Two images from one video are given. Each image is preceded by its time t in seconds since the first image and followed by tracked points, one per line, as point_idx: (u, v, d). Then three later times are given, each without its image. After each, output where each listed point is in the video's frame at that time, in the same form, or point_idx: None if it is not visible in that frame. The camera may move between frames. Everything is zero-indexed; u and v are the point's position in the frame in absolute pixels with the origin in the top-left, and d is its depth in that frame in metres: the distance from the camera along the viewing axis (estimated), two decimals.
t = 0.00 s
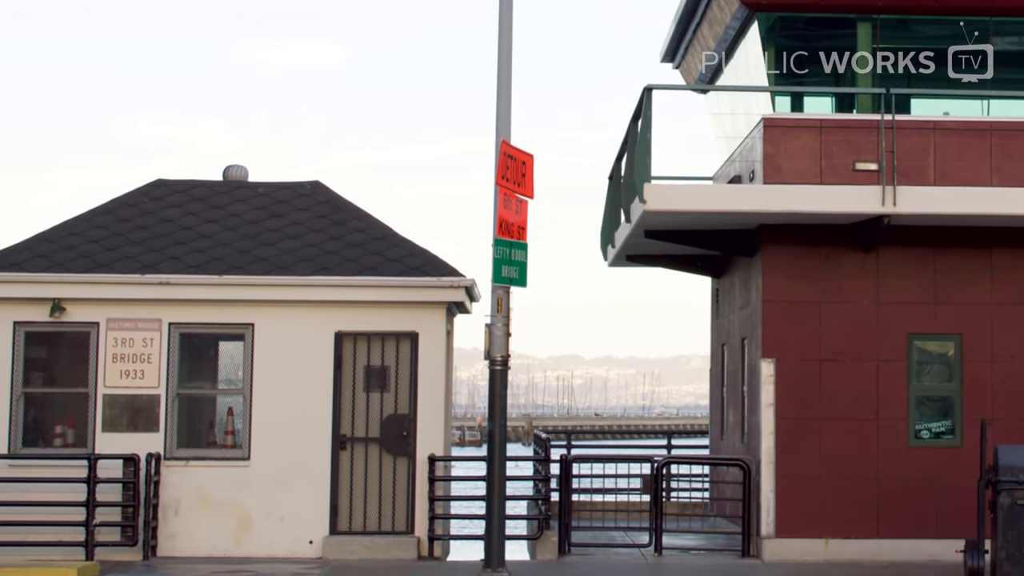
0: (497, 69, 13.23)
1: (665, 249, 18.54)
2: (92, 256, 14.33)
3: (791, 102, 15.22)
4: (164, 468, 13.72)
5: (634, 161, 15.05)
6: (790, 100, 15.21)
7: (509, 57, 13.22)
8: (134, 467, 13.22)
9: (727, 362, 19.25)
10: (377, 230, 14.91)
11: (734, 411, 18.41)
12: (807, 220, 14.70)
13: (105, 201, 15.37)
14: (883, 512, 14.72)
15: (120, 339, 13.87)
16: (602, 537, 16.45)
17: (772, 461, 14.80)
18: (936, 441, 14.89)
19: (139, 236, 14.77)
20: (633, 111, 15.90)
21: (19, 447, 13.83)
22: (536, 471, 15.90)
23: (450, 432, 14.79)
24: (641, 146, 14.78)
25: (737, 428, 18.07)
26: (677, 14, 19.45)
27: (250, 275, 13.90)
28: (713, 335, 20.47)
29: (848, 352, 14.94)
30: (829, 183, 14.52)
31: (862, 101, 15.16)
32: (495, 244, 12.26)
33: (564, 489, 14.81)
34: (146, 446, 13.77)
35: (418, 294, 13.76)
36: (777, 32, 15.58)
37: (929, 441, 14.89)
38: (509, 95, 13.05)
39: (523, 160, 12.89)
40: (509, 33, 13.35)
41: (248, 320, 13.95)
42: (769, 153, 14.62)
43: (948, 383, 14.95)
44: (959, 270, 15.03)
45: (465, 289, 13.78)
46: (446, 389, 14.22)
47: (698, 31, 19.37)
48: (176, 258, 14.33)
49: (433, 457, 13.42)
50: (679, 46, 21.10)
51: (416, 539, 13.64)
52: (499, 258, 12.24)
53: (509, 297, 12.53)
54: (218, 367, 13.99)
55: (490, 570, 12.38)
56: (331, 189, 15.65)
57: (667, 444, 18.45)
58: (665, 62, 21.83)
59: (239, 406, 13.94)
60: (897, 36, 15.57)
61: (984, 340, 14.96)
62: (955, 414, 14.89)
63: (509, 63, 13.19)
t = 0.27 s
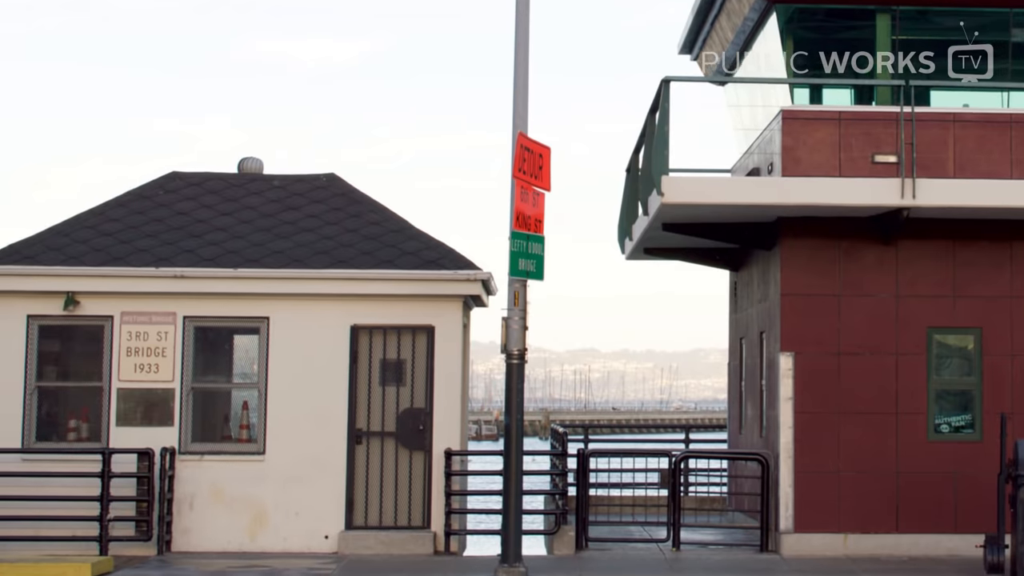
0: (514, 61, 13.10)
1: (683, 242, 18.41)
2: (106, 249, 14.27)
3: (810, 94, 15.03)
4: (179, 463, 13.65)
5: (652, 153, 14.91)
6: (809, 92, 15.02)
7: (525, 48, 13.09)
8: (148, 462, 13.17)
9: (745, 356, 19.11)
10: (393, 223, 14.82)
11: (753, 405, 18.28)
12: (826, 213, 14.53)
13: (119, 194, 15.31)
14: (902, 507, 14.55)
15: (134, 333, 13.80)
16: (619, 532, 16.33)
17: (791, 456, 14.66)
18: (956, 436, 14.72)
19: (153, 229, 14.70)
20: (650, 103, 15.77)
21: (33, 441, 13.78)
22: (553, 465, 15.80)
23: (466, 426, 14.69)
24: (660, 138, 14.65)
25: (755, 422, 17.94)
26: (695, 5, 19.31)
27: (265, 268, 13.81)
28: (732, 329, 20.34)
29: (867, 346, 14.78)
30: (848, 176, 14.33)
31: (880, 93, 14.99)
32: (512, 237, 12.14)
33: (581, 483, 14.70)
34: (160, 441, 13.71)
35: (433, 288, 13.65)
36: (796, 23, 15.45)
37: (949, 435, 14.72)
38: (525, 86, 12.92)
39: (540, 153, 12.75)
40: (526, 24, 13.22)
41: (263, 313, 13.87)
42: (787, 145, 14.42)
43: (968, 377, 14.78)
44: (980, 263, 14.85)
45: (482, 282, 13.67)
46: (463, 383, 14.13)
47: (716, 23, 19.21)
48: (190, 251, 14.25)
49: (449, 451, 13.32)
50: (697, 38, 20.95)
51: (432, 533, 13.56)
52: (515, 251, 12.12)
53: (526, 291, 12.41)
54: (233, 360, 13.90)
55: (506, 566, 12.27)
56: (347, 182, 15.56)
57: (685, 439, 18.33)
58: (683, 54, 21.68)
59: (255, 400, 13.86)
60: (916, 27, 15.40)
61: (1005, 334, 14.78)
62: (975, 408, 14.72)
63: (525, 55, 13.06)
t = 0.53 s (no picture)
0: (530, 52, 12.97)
1: (701, 235, 18.27)
2: (120, 242, 14.20)
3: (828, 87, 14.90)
4: (193, 457, 13.58)
5: (670, 145, 14.78)
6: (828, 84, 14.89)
7: (541, 39, 12.96)
8: (163, 457, 13.11)
9: (763, 349, 18.96)
10: (409, 216, 14.72)
11: (771, 399, 18.14)
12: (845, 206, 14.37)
13: (134, 186, 15.24)
14: (922, 502, 14.40)
15: (149, 327, 13.75)
16: (637, 527, 16.21)
17: (809, 450, 14.52)
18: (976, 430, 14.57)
19: (167, 222, 14.63)
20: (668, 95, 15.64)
21: (47, 435, 13.72)
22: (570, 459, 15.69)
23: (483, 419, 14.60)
24: (678, 130, 14.51)
25: (774, 416, 17.80)
26: None
27: (280, 261, 13.73)
28: (750, 322, 20.20)
29: (886, 339, 14.62)
30: (867, 168, 14.16)
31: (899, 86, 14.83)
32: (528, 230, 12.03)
33: (599, 477, 14.59)
34: (175, 435, 13.65)
35: (448, 281, 13.55)
36: (814, 14, 15.39)
37: (968, 429, 14.56)
38: (541, 77, 12.80)
39: (557, 145, 12.62)
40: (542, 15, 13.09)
41: (279, 307, 13.79)
42: (806, 138, 14.25)
43: (987, 371, 14.62)
44: (1000, 256, 14.68)
45: (498, 275, 13.56)
46: (479, 377, 14.03)
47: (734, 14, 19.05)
48: (205, 244, 14.18)
49: (466, 446, 13.23)
50: (715, 29, 20.79)
51: (448, 528, 13.48)
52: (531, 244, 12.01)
53: (543, 284, 12.31)
54: (248, 354, 13.84)
55: (524, 561, 12.19)
56: (362, 174, 15.48)
57: (703, 433, 18.19)
58: (701, 45, 21.53)
59: (270, 394, 13.78)
60: (935, 19, 15.25)
61: None
62: (995, 402, 14.56)
63: (541, 46, 12.93)
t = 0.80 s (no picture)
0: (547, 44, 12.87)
1: (718, 228, 18.13)
2: (134, 235, 14.15)
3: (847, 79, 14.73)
4: (207, 451, 13.53)
5: (687, 137, 14.64)
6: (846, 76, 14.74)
7: (558, 31, 12.85)
8: (177, 451, 13.05)
9: (781, 343, 18.82)
10: (425, 209, 14.62)
11: (789, 393, 18.00)
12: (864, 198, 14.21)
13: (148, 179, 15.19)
14: (941, 497, 14.26)
15: (163, 320, 13.68)
16: (655, 522, 16.10)
17: (828, 445, 14.38)
18: (995, 424, 14.44)
19: (182, 215, 14.57)
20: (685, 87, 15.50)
21: (60, 430, 13.68)
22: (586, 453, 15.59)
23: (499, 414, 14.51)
24: (695, 122, 14.38)
25: (792, 410, 17.66)
26: None
27: (295, 254, 13.65)
28: (768, 316, 20.06)
29: (905, 333, 14.46)
30: (886, 161, 14.00)
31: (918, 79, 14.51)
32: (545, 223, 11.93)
33: (615, 472, 14.48)
34: (189, 429, 13.59)
35: (464, 275, 13.46)
36: (833, 5, 15.32)
37: (987, 424, 14.43)
38: (557, 69, 12.68)
39: (574, 138, 12.51)
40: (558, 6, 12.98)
41: (294, 300, 13.71)
42: (824, 130, 14.08)
43: (1007, 364, 14.51)
44: (1021, 249, 14.52)
45: (515, 269, 13.46)
46: (495, 372, 13.95)
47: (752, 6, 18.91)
48: (219, 237, 14.11)
49: (482, 440, 13.15)
50: (733, 21, 20.64)
51: (464, 523, 13.41)
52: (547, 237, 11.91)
53: (560, 277, 12.21)
54: (263, 348, 13.76)
55: (540, 556, 12.11)
56: (378, 167, 15.40)
57: (721, 427, 18.06)
58: (718, 38, 21.39)
59: (285, 388, 13.72)
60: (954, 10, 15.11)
61: None
62: (1014, 396, 14.45)
63: (558, 37, 12.82)
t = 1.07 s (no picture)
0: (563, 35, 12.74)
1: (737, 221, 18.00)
2: (148, 228, 14.08)
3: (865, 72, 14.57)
4: (222, 446, 13.46)
5: (705, 129, 14.50)
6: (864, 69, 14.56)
7: (574, 22, 12.72)
8: (192, 445, 12.98)
9: (800, 337, 18.68)
10: (441, 202, 14.53)
11: (808, 387, 17.86)
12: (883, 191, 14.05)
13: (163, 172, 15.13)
14: (960, 492, 14.10)
15: (177, 314, 13.62)
16: (672, 517, 15.98)
17: (846, 439, 14.23)
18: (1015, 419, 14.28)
19: (197, 208, 14.50)
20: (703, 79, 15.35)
21: (75, 423, 13.63)
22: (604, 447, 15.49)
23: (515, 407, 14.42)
24: (713, 114, 14.23)
25: (810, 404, 17.52)
26: None
27: (310, 247, 13.56)
28: (787, 309, 19.92)
29: (925, 327, 14.30)
30: (905, 153, 13.82)
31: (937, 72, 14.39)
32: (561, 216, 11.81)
33: (633, 467, 14.37)
34: (204, 423, 13.53)
35: (479, 268, 13.35)
36: None
37: (1007, 418, 14.27)
38: (574, 61, 12.56)
39: (591, 131, 12.38)
40: None
41: (309, 293, 13.64)
42: (843, 123, 13.89)
43: None
44: None
45: (532, 262, 13.35)
46: (511, 366, 13.85)
47: None
48: (234, 230, 14.03)
49: (498, 434, 13.05)
50: (751, 13, 20.49)
51: (480, 518, 13.32)
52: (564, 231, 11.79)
53: (577, 270, 12.09)
54: (278, 342, 13.69)
55: (557, 551, 12.00)
56: (394, 159, 15.30)
57: (739, 421, 17.93)
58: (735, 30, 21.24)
59: (300, 382, 13.64)
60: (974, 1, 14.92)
61: None
62: None
63: (574, 28, 12.69)
